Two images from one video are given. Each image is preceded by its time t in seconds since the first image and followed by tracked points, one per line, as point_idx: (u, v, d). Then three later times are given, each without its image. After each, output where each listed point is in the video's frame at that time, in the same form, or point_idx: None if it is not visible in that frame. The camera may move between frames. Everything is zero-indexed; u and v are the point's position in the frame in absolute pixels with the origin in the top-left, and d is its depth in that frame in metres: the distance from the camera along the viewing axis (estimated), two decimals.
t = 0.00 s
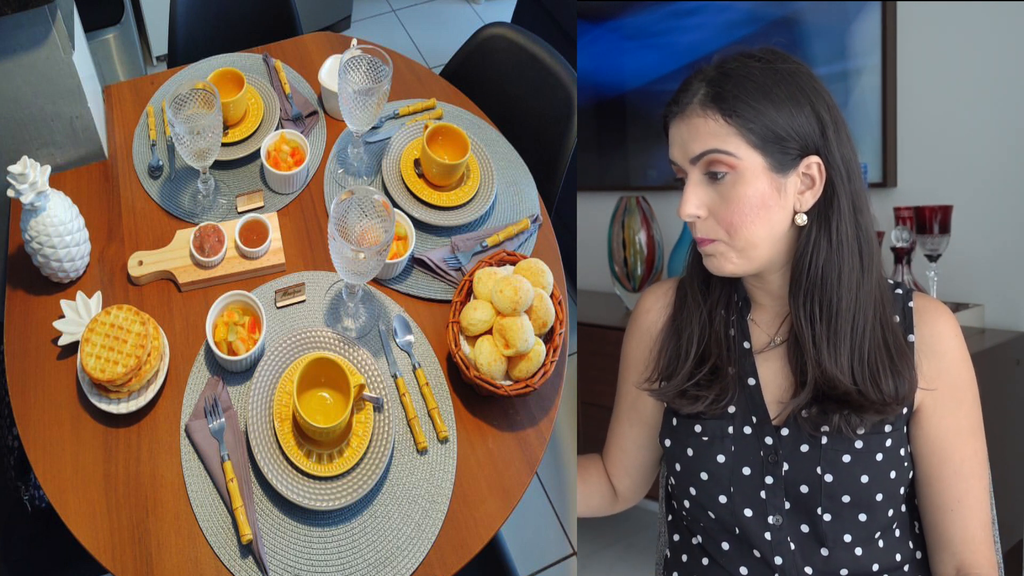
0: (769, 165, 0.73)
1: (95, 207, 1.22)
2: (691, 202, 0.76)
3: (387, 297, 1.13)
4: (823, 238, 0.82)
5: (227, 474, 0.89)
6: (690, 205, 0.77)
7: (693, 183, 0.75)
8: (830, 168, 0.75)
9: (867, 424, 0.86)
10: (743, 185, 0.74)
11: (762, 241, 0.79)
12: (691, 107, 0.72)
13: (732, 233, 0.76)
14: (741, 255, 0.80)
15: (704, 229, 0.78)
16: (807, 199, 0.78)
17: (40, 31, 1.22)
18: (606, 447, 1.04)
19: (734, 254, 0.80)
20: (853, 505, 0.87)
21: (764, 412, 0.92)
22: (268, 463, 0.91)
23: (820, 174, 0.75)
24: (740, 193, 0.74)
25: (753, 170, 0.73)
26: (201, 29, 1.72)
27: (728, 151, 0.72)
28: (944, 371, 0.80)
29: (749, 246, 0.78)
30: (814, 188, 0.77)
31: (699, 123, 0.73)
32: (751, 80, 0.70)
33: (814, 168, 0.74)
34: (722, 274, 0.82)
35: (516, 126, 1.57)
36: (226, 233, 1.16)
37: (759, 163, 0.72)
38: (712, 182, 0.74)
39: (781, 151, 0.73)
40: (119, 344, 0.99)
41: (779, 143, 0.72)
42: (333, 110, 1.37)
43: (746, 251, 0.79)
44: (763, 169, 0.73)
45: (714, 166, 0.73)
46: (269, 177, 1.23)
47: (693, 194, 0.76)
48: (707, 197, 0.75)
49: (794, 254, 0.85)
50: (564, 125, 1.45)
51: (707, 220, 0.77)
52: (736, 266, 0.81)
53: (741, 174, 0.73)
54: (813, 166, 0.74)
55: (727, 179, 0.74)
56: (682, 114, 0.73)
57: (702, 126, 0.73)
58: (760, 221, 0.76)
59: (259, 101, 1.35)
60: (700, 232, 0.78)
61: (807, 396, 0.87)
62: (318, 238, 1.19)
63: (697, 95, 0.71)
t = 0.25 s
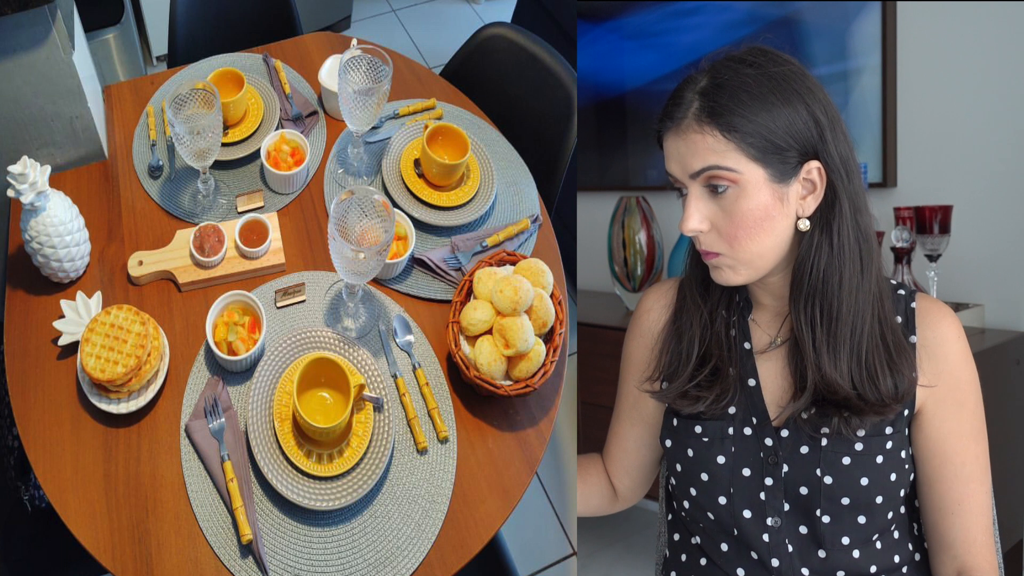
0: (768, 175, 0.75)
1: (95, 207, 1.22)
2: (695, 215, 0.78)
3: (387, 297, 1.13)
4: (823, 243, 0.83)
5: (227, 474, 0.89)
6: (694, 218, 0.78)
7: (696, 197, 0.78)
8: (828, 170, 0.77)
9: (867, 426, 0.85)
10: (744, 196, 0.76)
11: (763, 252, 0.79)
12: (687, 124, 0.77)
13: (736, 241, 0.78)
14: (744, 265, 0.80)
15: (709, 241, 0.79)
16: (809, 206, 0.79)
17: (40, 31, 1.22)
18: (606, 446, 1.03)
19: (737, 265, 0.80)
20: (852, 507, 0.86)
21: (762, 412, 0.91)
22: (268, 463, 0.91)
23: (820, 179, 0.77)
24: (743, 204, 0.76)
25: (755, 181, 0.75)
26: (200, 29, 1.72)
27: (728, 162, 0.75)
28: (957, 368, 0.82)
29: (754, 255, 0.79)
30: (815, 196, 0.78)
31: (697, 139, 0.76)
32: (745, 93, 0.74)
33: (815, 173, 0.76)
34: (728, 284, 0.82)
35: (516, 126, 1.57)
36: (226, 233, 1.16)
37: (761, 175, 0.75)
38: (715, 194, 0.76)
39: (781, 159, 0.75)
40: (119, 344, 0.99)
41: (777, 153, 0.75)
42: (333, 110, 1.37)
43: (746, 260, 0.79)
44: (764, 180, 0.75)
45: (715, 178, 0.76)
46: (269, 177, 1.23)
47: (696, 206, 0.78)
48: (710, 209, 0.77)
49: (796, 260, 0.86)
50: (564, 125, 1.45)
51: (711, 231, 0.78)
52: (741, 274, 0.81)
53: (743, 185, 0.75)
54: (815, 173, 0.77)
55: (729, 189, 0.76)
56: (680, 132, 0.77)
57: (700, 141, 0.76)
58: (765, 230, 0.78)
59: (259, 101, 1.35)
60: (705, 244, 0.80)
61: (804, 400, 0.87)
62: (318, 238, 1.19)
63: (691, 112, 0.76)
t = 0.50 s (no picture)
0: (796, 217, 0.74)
1: (95, 207, 1.23)
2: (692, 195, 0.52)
3: (387, 297, 1.12)
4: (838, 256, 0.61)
5: (227, 474, 0.89)
6: (723, 187, 0.51)
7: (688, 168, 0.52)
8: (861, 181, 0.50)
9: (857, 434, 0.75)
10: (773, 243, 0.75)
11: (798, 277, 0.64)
12: (744, 90, 0.47)
13: (770, 225, 0.51)
14: (753, 249, 0.54)
15: (707, 222, 0.54)
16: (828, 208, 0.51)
17: (40, 31, 1.22)
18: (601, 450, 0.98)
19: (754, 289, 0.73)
20: (846, 513, 0.80)
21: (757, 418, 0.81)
22: (268, 463, 0.91)
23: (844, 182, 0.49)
24: (783, 186, 0.50)
25: (811, 168, 0.49)
26: (201, 29, 1.72)
27: (788, 137, 0.48)
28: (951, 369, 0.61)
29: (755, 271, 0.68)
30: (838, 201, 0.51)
31: (755, 105, 0.48)
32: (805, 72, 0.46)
33: (841, 175, 0.49)
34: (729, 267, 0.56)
35: (516, 126, 1.57)
36: (226, 233, 1.16)
37: (812, 157, 0.48)
38: (719, 171, 0.51)
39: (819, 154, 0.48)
40: (119, 344, 0.99)
41: (807, 144, 0.48)
42: (333, 110, 1.37)
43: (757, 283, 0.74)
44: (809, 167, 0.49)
45: (762, 150, 0.49)
46: (269, 177, 1.23)
47: (732, 176, 0.50)
48: (715, 186, 0.51)
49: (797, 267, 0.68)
50: (564, 125, 1.45)
51: (746, 204, 0.50)
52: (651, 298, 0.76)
53: (802, 166, 0.49)
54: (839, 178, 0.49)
55: (721, 170, 0.51)
56: (704, 95, 0.49)
57: (757, 111, 0.48)
58: (795, 218, 0.51)
59: (259, 101, 1.35)
60: (731, 218, 0.52)
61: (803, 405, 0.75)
62: (318, 238, 1.19)
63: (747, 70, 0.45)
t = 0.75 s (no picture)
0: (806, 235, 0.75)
1: (95, 207, 1.23)
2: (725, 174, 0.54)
3: (387, 297, 1.13)
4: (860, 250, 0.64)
5: (227, 474, 0.89)
6: (774, 172, 0.51)
7: (728, 153, 0.53)
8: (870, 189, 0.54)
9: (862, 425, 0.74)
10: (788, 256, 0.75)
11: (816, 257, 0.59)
12: (800, 81, 0.49)
13: (817, 214, 0.50)
14: (790, 241, 0.53)
15: (745, 207, 0.54)
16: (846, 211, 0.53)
17: (40, 31, 1.22)
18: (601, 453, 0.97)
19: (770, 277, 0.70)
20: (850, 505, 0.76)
21: (762, 416, 0.81)
22: (268, 463, 0.91)
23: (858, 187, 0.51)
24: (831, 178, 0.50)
25: (851, 168, 0.50)
26: (201, 29, 1.72)
27: (838, 131, 0.48)
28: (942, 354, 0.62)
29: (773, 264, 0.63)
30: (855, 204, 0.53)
31: (808, 97, 0.50)
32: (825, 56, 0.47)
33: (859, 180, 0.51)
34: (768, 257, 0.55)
35: (515, 126, 1.57)
36: (226, 233, 1.16)
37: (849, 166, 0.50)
38: (766, 160, 0.52)
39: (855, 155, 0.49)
40: (119, 344, 0.99)
41: (848, 142, 0.49)
42: (333, 110, 1.37)
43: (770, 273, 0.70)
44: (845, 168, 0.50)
45: (812, 141, 0.50)
46: (269, 177, 1.23)
47: (783, 164, 0.51)
48: (763, 171, 0.52)
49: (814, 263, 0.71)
50: (564, 125, 1.45)
51: (794, 191, 0.50)
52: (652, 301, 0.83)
53: (848, 162, 0.49)
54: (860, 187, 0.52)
55: (770, 157, 0.52)
56: (757, 83, 0.49)
57: (808, 104, 0.50)
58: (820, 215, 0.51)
59: (259, 102, 1.35)
60: (777, 205, 0.52)
61: (812, 400, 0.77)
62: (318, 238, 1.19)
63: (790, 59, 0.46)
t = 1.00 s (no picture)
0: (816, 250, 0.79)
1: (95, 207, 1.23)
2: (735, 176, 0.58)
3: (387, 297, 1.12)
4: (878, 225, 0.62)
5: (227, 474, 0.89)
6: (784, 173, 0.55)
7: (737, 154, 0.57)
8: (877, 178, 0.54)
9: (873, 431, 0.78)
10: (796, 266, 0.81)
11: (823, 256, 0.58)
12: (806, 81, 0.52)
13: (824, 214, 0.54)
14: (800, 242, 0.57)
15: (757, 208, 0.58)
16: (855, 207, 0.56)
17: (40, 31, 1.22)
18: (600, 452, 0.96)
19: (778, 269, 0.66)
20: (858, 511, 0.80)
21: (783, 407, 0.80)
22: (268, 463, 0.91)
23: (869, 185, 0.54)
24: (837, 177, 0.54)
25: (856, 165, 0.53)
26: (201, 29, 1.72)
27: (846, 130, 0.51)
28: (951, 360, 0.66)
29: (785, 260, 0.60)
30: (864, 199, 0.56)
31: (815, 97, 0.52)
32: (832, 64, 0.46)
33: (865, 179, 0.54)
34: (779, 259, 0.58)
35: (516, 125, 1.57)
36: (226, 233, 1.16)
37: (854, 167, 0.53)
38: (776, 160, 0.55)
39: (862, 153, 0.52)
40: (119, 344, 0.99)
41: (855, 140, 0.51)
42: (333, 110, 1.37)
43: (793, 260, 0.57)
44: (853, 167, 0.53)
45: (820, 140, 0.53)
46: (269, 177, 1.23)
47: (793, 165, 0.54)
48: (773, 172, 0.56)
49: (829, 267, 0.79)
50: (564, 125, 1.45)
51: (804, 192, 0.54)
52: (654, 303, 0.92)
53: (854, 160, 0.53)
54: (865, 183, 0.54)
55: (778, 157, 0.55)
56: (763, 83, 0.52)
57: (817, 102, 0.52)
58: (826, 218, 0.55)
59: (259, 102, 1.35)
60: (787, 206, 0.56)
61: (825, 400, 0.82)
62: (318, 238, 1.19)
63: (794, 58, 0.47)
